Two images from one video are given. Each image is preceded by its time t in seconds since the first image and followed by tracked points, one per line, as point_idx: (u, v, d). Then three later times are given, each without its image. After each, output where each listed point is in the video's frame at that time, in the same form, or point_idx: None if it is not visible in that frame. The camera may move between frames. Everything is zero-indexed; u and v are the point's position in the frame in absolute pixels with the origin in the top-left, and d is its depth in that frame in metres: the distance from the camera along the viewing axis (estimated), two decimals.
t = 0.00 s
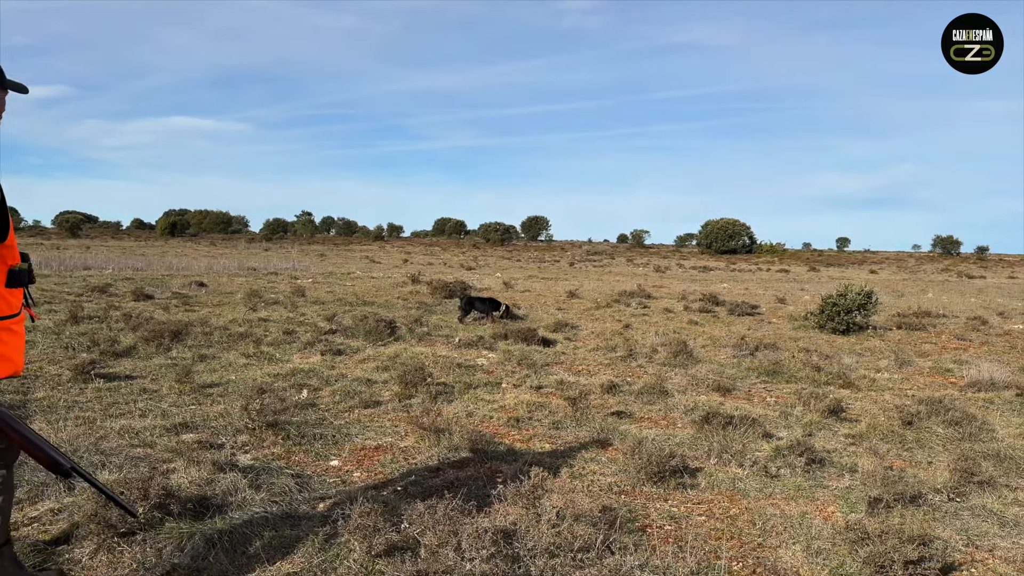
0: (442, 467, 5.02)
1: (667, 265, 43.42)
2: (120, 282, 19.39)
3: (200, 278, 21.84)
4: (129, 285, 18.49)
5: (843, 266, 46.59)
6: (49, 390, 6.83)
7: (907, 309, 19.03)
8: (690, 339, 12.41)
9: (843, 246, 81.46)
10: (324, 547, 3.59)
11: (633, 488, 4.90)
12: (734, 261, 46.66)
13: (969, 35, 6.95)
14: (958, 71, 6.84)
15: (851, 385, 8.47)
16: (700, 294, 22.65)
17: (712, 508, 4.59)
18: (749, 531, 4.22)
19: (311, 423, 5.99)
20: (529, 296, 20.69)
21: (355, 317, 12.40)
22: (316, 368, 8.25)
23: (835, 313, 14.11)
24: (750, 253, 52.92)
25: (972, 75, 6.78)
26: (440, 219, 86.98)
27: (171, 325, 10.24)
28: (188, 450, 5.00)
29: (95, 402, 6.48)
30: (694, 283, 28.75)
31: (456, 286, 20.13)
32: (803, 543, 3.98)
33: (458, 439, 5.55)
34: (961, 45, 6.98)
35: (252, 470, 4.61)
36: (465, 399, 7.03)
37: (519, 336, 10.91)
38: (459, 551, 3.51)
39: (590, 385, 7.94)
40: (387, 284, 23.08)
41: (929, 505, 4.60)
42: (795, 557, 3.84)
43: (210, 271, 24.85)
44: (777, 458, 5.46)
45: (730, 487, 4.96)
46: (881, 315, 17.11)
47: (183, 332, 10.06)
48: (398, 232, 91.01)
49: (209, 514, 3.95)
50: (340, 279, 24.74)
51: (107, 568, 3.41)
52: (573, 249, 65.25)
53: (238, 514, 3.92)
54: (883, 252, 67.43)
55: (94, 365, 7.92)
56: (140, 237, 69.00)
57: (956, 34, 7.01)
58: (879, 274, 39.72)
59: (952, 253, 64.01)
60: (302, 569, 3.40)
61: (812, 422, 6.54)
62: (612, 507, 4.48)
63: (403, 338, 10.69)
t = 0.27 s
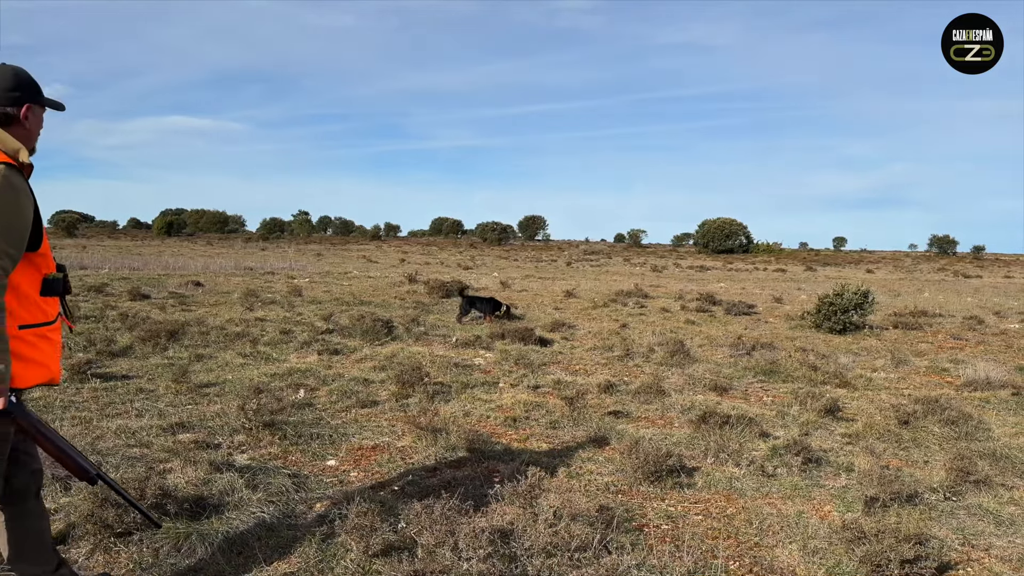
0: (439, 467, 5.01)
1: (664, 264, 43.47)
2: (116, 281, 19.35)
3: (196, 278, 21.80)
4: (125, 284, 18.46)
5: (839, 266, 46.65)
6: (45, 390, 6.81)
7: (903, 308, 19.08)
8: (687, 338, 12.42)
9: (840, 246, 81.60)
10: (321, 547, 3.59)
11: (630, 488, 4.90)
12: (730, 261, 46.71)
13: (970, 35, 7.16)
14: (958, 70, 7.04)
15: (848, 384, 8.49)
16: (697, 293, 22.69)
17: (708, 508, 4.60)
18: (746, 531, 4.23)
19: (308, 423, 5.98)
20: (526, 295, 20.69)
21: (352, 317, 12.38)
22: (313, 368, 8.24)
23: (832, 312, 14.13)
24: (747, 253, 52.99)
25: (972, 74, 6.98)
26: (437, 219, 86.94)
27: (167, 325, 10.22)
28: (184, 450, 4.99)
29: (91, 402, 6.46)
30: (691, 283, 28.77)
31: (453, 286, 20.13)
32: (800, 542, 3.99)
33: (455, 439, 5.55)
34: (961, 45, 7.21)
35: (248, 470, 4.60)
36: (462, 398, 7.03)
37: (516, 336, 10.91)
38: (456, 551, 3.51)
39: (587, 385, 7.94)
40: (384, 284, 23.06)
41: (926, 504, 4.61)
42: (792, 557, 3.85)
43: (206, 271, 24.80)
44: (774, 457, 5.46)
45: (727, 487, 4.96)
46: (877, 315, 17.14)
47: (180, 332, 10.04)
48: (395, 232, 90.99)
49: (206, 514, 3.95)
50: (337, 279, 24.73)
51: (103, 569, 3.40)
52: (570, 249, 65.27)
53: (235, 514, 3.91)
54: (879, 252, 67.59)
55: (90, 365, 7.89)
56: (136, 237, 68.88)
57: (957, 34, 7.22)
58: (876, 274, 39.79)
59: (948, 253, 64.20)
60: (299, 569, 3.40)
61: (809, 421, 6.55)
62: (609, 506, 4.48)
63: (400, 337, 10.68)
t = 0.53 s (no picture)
0: (435, 466, 5.01)
1: (660, 264, 43.50)
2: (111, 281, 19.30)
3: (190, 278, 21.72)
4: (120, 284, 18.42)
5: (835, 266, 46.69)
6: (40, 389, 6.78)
7: (899, 307, 19.12)
8: (683, 337, 12.43)
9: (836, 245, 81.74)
10: (317, 546, 3.58)
11: (626, 487, 4.91)
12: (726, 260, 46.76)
13: (970, 34, 7.27)
14: (958, 70, 7.14)
15: (843, 384, 8.50)
16: (693, 292, 22.70)
17: (704, 507, 4.60)
18: (741, 530, 4.23)
19: (303, 422, 5.97)
20: (522, 294, 20.69)
21: (348, 316, 12.36)
22: (308, 368, 8.23)
23: (827, 312, 14.16)
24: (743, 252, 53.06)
25: (973, 74, 7.08)
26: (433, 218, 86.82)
27: (162, 325, 10.20)
28: (180, 450, 4.98)
29: (86, 402, 6.44)
30: (687, 282, 28.77)
31: (449, 285, 20.12)
32: (795, 541, 4.00)
33: (451, 438, 5.54)
34: (961, 44, 7.32)
35: (244, 470, 4.59)
36: (457, 398, 7.02)
37: (512, 335, 10.91)
38: (451, 550, 3.50)
39: (583, 384, 7.94)
40: (381, 283, 23.04)
41: (920, 503, 4.62)
42: (787, 556, 3.86)
43: (202, 271, 24.74)
44: (769, 456, 5.47)
45: (723, 486, 4.96)
46: (872, 314, 17.17)
47: (175, 331, 10.01)
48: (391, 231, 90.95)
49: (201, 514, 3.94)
50: (333, 278, 24.69)
51: (98, 569, 3.39)
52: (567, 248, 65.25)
53: (230, 513, 3.91)
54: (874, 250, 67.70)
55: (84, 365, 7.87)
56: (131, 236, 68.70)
57: (957, 34, 7.33)
58: (871, 273, 39.85)
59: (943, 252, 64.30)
60: (294, 568, 3.40)
61: (804, 420, 6.56)
62: (605, 505, 4.48)
63: (396, 336, 10.67)
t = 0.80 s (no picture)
0: (427, 466, 4.99)
1: (655, 263, 43.53)
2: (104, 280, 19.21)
3: (183, 277, 21.64)
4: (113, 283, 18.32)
5: (829, 265, 46.75)
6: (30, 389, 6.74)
7: (893, 306, 19.17)
8: (677, 337, 12.43)
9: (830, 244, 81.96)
10: (307, 547, 3.57)
11: (619, 486, 4.90)
12: (721, 259, 46.83)
13: (970, 35, 7.70)
14: (959, 69, 7.55)
15: (836, 383, 8.51)
16: (688, 291, 22.73)
17: (697, 506, 4.60)
18: (733, 529, 4.23)
19: (296, 422, 5.95)
20: (516, 294, 20.68)
21: (342, 316, 12.32)
22: (301, 367, 8.20)
23: (821, 311, 14.19)
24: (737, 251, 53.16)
25: (973, 73, 7.48)
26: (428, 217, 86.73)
27: (155, 324, 10.15)
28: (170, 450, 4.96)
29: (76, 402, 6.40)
30: (681, 281, 28.79)
31: (444, 284, 20.10)
32: (788, 540, 3.99)
33: (444, 438, 5.53)
34: (961, 44, 7.74)
35: (235, 470, 4.57)
36: (451, 398, 7.00)
37: (506, 335, 10.90)
38: (442, 551, 3.48)
39: (576, 383, 7.93)
40: (375, 282, 23.00)
41: (913, 502, 4.62)
42: (779, 556, 3.85)
43: (195, 270, 24.65)
44: (762, 456, 5.46)
45: (715, 485, 4.96)
46: (866, 313, 17.21)
47: (168, 331, 9.97)
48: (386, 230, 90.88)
49: (191, 514, 3.92)
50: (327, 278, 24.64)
51: (86, 570, 3.36)
52: (562, 247, 65.25)
53: (221, 514, 3.89)
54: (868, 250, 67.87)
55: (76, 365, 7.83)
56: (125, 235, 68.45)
57: (957, 34, 7.75)
58: (865, 272, 39.94)
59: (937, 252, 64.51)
60: (284, 570, 3.38)
61: (797, 420, 6.56)
62: (597, 505, 4.47)
63: (390, 336, 10.65)
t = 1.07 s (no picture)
0: (410, 467, 4.95)
1: (647, 261, 43.56)
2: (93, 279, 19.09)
3: (173, 276, 21.54)
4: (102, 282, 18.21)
5: (822, 263, 46.83)
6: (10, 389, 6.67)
7: (883, 305, 19.23)
8: (667, 335, 12.42)
9: (823, 243, 82.30)
10: (283, 551, 3.52)
11: (603, 486, 4.86)
12: (714, 257, 46.89)
13: (970, 35, 7.84)
14: (961, 68, 7.67)
15: (825, 382, 8.49)
16: (680, 290, 22.74)
17: (681, 507, 4.57)
18: (718, 530, 4.19)
19: (279, 423, 5.89)
20: (508, 292, 20.65)
21: (331, 315, 12.28)
22: (287, 367, 8.14)
23: (811, 309, 14.20)
24: (730, 250, 53.25)
25: (973, 72, 7.60)
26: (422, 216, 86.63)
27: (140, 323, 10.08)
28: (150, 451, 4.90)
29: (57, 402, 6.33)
30: (674, 280, 28.83)
31: (435, 283, 20.06)
32: (772, 541, 3.96)
33: (428, 439, 5.48)
34: (961, 44, 7.89)
35: (213, 472, 4.51)
36: (437, 397, 6.95)
37: (495, 333, 10.86)
38: (420, 554, 3.42)
39: (564, 383, 7.89)
40: (366, 281, 22.95)
41: (899, 502, 4.60)
42: (763, 557, 3.82)
43: (186, 268, 24.54)
44: (748, 456, 5.43)
45: (701, 486, 4.93)
46: (857, 311, 17.24)
47: (153, 331, 9.90)
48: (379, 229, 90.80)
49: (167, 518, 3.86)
50: (319, 276, 24.57)
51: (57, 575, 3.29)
52: (555, 246, 65.25)
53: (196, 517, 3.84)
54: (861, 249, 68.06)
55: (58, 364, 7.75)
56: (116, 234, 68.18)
57: (958, 35, 7.89)
58: (857, 271, 40.05)
59: (929, 250, 64.90)
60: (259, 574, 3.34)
61: (785, 419, 6.54)
62: (581, 506, 4.44)
63: (379, 335, 10.60)
